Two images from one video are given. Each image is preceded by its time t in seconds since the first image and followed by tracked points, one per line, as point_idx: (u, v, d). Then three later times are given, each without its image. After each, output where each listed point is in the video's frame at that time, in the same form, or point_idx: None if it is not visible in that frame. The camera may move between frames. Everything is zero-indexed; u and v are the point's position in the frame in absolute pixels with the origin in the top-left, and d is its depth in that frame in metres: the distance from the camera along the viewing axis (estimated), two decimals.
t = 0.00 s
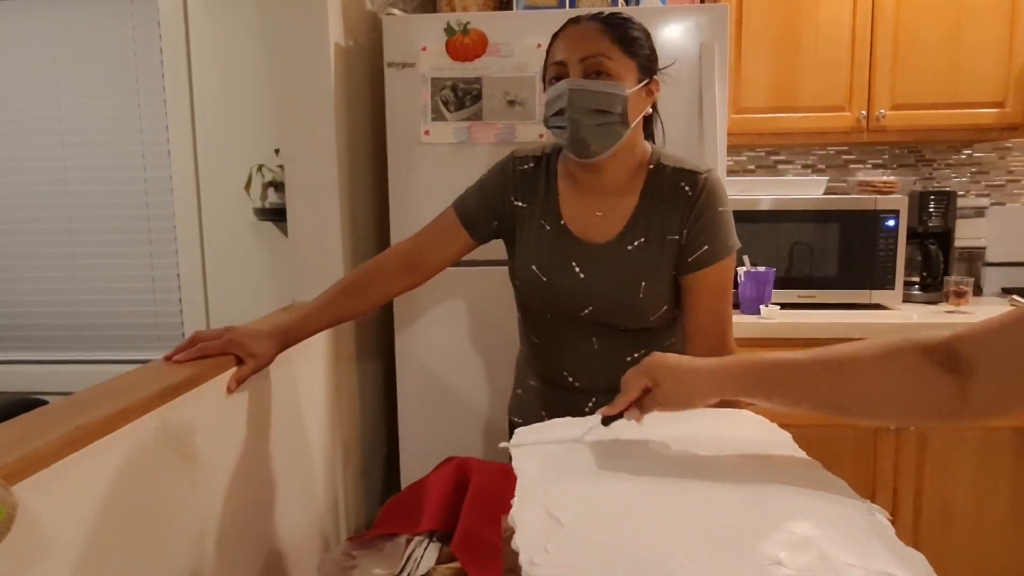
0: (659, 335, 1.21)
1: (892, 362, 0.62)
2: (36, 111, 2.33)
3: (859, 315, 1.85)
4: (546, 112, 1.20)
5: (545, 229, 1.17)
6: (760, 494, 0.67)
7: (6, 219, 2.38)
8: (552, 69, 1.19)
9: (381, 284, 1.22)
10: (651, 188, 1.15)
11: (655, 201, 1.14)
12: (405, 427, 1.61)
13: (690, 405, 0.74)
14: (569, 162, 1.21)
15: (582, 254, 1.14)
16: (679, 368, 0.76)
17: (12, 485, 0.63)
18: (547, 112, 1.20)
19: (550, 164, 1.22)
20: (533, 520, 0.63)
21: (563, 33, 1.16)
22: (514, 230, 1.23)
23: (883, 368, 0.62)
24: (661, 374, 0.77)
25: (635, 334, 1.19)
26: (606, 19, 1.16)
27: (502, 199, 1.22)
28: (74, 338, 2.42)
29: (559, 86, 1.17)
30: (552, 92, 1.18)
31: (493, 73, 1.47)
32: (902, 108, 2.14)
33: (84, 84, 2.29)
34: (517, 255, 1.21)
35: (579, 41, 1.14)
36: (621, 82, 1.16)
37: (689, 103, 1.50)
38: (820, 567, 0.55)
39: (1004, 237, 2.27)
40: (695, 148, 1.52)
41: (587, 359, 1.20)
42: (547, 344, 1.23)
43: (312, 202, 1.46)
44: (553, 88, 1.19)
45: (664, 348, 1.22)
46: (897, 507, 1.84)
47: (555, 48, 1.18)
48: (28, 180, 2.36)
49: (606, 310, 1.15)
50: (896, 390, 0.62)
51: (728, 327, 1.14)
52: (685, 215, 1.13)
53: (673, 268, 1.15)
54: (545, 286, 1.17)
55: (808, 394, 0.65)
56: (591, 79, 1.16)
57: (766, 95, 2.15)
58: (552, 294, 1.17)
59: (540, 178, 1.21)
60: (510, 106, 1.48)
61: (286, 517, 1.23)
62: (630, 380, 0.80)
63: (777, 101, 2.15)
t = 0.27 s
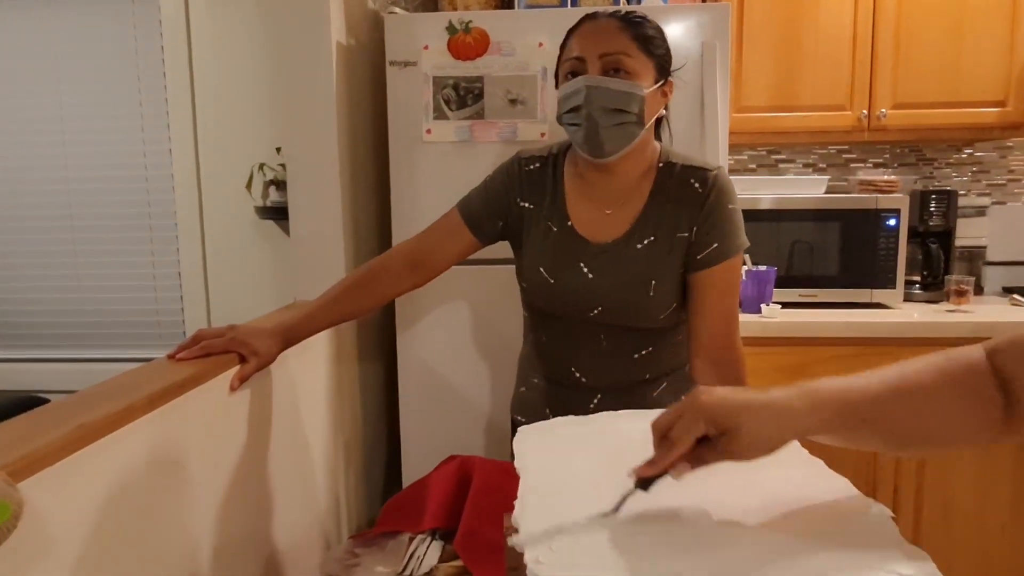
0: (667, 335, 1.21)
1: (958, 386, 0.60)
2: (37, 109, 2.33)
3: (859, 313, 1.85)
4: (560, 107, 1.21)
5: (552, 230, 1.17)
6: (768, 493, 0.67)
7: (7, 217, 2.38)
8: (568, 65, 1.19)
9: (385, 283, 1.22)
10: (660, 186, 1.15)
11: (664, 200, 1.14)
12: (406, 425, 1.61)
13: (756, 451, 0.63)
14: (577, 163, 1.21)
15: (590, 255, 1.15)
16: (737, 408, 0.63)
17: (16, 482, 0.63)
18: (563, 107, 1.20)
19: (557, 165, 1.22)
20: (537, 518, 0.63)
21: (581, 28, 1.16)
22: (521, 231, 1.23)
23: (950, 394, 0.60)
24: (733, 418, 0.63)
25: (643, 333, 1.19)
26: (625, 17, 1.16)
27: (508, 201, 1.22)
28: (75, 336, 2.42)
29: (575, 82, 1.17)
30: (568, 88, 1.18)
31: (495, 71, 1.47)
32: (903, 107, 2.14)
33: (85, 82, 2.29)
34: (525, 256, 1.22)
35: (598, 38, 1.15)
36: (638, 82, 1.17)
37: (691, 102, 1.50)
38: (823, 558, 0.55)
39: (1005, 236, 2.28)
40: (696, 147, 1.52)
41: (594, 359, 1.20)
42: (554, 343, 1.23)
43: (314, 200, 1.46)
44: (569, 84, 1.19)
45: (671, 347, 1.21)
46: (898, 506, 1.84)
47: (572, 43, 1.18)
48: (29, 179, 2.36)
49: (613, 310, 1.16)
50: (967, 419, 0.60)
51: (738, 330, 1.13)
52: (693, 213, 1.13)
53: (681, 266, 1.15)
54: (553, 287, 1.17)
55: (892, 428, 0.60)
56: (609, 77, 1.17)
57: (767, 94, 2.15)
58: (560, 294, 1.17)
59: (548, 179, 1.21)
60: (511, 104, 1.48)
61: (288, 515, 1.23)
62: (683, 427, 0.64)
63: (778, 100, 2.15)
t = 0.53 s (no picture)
0: (666, 332, 1.22)
1: (995, 402, 0.61)
2: (37, 107, 2.33)
3: (859, 312, 1.85)
4: (587, 95, 1.14)
5: (555, 228, 1.17)
6: (766, 491, 0.67)
7: (7, 215, 2.38)
8: (604, 53, 1.13)
9: (386, 280, 1.23)
10: (656, 185, 1.14)
11: (658, 199, 1.14)
12: (406, 423, 1.61)
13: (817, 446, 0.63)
14: (582, 161, 1.20)
15: (589, 255, 1.15)
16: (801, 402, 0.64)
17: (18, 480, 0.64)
18: (590, 95, 1.14)
19: (562, 163, 1.20)
20: (537, 513, 0.64)
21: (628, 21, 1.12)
22: (524, 228, 1.23)
23: (988, 410, 0.61)
24: (789, 407, 0.64)
25: (642, 331, 1.20)
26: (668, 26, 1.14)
27: (511, 198, 1.22)
28: (75, 334, 2.43)
29: (610, 73, 1.12)
30: (600, 76, 1.13)
31: (495, 70, 1.47)
32: (903, 107, 2.14)
33: (85, 80, 2.29)
34: (529, 255, 1.22)
35: (641, 35, 1.11)
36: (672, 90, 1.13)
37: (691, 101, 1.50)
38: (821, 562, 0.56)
39: (1004, 235, 2.28)
40: (696, 146, 1.52)
41: (595, 357, 1.21)
42: (554, 341, 1.24)
43: (314, 198, 1.46)
44: (603, 72, 1.13)
45: (672, 345, 1.23)
46: (896, 504, 1.85)
47: (614, 34, 1.13)
48: (30, 177, 2.36)
49: (611, 309, 1.16)
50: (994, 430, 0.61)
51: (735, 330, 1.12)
52: (686, 212, 1.12)
53: (673, 266, 1.14)
54: (554, 287, 1.18)
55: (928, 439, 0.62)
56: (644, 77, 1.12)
57: (767, 93, 2.15)
58: (562, 294, 1.18)
59: (551, 176, 1.20)
60: (512, 103, 1.48)
61: (287, 513, 1.23)
62: (732, 419, 0.65)
63: (778, 99, 2.15)
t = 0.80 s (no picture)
0: (662, 335, 1.21)
1: (1008, 416, 0.54)
2: (37, 107, 2.33)
3: (856, 312, 1.86)
4: (610, 90, 1.13)
5: (552, 229, 1.18)
6: (763, 490, 0.67)
7: (7, 215, 2.39)
8: (636, 53, 1.12)
9: (385, 280, 1.23)
10: (657, 187, 1.15)
11: (659, 199, 1.14)
12: (405, 423, 1.62)
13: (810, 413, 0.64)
14: (584, 163, 1.20)
15: (586, 254, 1.15)
16: (805, 370, 0.65)
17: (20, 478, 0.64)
18: (614, 92, 1.12)
19: (562, 164, 1.21)
20: (532, 511, 0.64)
21: (667, 25, 1.10)
22: (523, 229, 1.24)
23: (1000, 419, 0.54)
24: (788, 368, 0.66)
25: (637, 333, 1.20)
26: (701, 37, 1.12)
27: (511, 198, 1.23)
28: (75, 333, 2.43)
29: (639, 73, 1.11)
30: (627, 75, 1.11)
31: (494, 71, 1.48)
32: (901, 107, 2.14)
33: (84, 79, 2.30)
34: (526, 255, 1.23)
35: (675, 42, 1.09)
36: (695, 103, 1.12)
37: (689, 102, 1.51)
38: (812, 561, 0.56)
39: (1001, 235, 2.29)
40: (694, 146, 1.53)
41: (591, 356, 1.22)
42: (552, 340, 1.25)
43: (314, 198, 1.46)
44: (631, 71, 1.12)
45: (667, 348, 1.22)
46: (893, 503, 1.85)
47: (649, 35, 1.11)
48: (29, 176, 2.36)
49: (608, 307, 1.17)
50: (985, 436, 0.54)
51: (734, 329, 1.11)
52: (687, 212, 1.13)
53: (673, 265, 1.15)
54: (551, 286, 1.19)
55: (902, 427, 0.57)
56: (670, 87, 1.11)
57: (766, 94, 2.16)
58: (558, 293, 1.18)
59: (550, 177, 1.20)
60: (511, 104, 1.49)
61: (286, 512, 1.23)
62: (735, 377, 0.69)
63: (777, 99, 2.16)
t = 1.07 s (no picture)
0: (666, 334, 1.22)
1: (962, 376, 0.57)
2: (35, 106, 2.33)
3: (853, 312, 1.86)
4: (611, 102, 1.13)
5: (552, 234, 1.17)
6: (756, 489, 0.67)
7: (5, 214, 2.39)
8: (632, 61, 1.11)
9: (383, 282, 1.23)
10: (661, 188, 1.15)
11: (664, 200, 1.15)
12: (403, 422, 1.62)
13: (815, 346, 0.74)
14: (583, 170, 1.20)
15: (589, 257, 1.15)
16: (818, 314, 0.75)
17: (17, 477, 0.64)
18: (614, 103, 1.12)
19: (560, 168, 1.20)
20: (523, 509, 0.64)
21: (661, 30, 1.09)
22: (522, 233, 1.24)
23: (952, 377, 0.58)
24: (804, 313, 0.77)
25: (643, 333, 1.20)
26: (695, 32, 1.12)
27: (510, 201, 1.22)
28: (73, 333, 2.43)
29: (639, 83, 1.11)
30: (627, 85, 1.11)
31: (491, 70, 1.48)
32: (898, 107, 2.15)
33: (83, 79, 2.30)
34: (524, 257, 1.23)
35: (672, 44, 1.09)
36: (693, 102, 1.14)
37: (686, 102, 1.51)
38: (800, 561, 0.56)
39: (999, 235, 2.29)
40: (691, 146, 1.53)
41: (595, 357, 1.22)
42: (554, 342, 1.24)
43: (311, 198, 1.46)
44: (630, 81, 1.12)
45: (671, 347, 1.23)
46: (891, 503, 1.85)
47: (642, 41, 1.10)
48: (28, 176, 2.36)
49: (614, 309, 1.17)
50: (974, 378, 0.56)
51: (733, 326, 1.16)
52: (693, 212, 1.14)
53: (679, 265, 1.16)
54: (553, 290, 1.18)
55: (888, 372, 0.62)
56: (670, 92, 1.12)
57: (764, 93, 2.16)
58: (562, 296, 1.18)
59: (549, 181, 1.20)
60: (508, 103, 1.49)
61: (283, 511, 1.23)
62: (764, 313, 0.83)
63: (774, 99, 2.16)
